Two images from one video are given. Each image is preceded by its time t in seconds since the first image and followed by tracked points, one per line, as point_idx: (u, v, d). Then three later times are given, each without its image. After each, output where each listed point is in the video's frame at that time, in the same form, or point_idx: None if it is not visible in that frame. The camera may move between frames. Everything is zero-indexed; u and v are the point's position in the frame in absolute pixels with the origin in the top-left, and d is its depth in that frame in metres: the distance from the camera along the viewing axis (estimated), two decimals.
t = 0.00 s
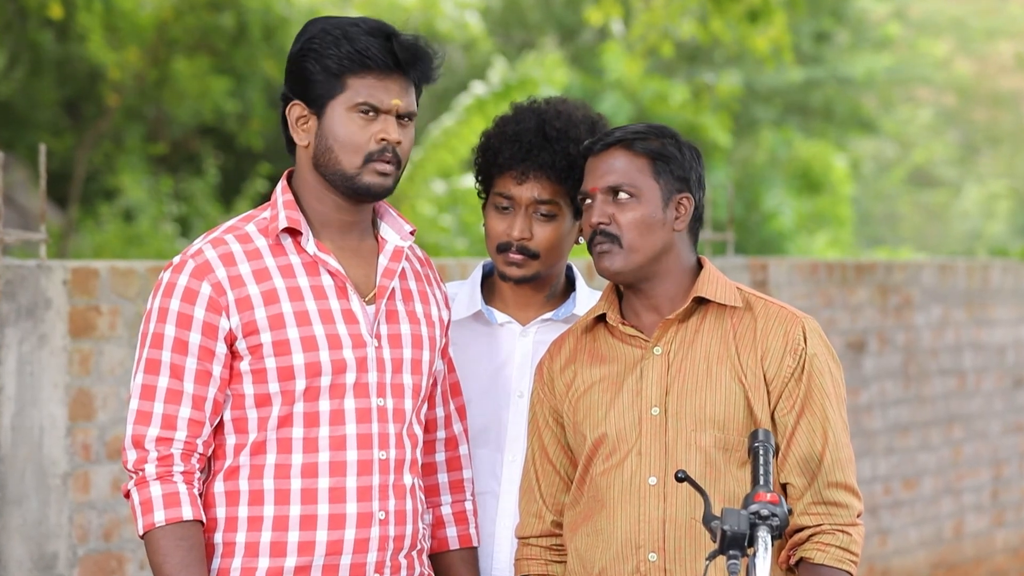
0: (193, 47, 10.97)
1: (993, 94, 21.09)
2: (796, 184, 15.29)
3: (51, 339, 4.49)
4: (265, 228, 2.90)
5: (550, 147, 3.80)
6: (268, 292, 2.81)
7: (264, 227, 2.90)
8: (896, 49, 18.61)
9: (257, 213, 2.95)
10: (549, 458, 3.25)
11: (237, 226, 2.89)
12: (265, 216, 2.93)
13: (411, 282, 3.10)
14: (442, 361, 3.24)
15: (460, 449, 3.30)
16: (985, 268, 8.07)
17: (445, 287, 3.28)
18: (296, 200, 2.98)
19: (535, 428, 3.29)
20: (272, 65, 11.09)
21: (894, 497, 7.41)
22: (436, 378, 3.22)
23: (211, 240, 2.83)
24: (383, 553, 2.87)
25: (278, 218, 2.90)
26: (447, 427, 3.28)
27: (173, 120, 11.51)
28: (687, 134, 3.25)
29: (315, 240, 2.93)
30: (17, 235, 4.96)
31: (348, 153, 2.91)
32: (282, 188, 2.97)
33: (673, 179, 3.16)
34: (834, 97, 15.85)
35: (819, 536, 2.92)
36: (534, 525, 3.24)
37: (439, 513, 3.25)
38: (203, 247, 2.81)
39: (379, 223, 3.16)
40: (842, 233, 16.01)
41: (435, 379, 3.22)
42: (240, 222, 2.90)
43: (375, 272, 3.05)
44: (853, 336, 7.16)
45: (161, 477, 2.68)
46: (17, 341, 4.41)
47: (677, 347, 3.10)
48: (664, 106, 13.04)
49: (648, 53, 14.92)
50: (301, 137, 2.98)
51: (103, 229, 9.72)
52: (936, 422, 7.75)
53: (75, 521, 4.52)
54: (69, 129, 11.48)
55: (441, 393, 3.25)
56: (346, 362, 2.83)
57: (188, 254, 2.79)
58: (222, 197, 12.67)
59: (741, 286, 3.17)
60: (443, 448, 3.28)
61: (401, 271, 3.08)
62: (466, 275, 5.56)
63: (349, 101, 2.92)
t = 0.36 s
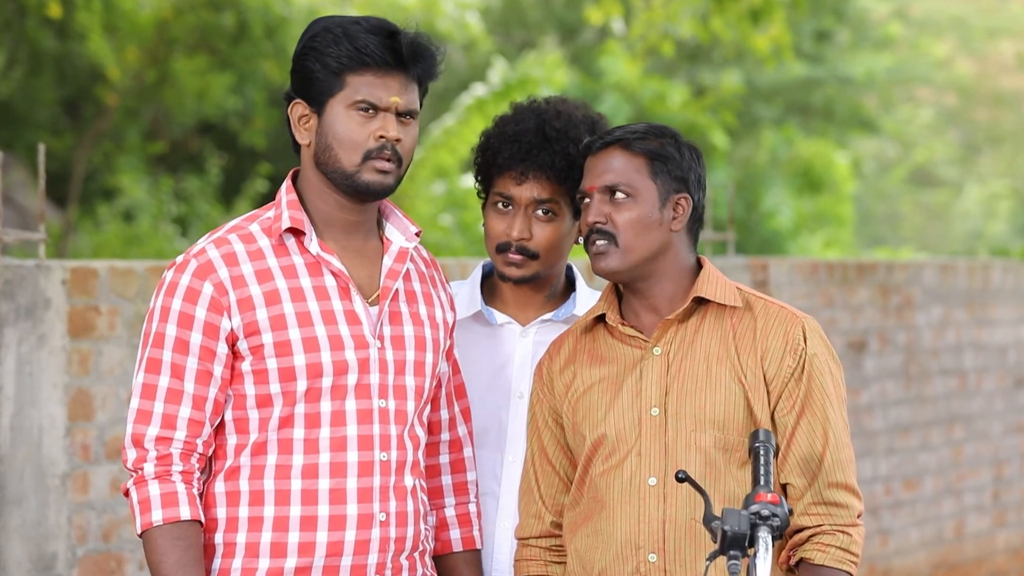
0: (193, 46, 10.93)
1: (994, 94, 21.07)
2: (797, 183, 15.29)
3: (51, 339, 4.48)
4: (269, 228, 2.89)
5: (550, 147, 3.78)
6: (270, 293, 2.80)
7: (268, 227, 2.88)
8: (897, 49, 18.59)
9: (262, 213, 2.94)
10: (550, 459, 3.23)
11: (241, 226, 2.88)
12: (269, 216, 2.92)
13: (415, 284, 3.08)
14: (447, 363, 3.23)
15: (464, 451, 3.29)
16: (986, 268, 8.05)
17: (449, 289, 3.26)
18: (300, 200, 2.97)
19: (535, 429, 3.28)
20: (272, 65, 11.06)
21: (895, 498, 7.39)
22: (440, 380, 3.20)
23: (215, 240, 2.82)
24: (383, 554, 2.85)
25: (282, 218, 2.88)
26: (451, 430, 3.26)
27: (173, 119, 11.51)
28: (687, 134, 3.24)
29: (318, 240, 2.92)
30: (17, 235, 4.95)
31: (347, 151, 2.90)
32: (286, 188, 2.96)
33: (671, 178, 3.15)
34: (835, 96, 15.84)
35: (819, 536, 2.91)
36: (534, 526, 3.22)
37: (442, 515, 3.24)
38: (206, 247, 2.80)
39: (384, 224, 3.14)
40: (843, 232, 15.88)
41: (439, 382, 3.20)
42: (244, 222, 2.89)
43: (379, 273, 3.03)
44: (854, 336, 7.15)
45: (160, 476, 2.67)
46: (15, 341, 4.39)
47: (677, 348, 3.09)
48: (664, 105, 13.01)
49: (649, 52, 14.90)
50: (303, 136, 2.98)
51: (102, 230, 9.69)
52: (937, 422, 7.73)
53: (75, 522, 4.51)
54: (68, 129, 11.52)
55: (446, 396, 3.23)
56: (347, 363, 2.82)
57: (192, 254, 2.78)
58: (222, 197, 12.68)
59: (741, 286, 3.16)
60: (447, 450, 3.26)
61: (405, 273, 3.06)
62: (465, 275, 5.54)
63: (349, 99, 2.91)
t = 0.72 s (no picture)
0: (192, 44, 10.79)
1: (996, 93, 21.08)
2: (799, 182, 15.24)
3: (50, 339, 4.46)
4: (272, 227, 2.87)
5: (550, 146, 3.77)
6: (273, 291, 2.78)
7: (271, 225, 2.87)
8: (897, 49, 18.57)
9: (265, 211, 2.93)
10: (549, 460, 3.22)
11: (244, 224, 2.86)
12: (272, 214, 2.90)
13: (418, 284, 3.06)
14: (448, 365, 3.21)
15: (466, 454, 3.27)
16: (988, 268, 8.04)
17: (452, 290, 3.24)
18: (303, 198, 2.95)
19: (534, 430, 3.26)
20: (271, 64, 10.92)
21: (896, 498, 7.38)
22: (441, 382, 3.18)
23: (218, 238, 2.80)
24: (384, 555, 2.84)
25: (285, 217, 2.87)
26: (453, 432, 3.25)
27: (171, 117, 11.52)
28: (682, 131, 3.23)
29: (322, 239, 2.91)
30: (16, 234, 4.93)
31: (354, 150, 2.88)
32: (289, 187, 2.94)
33: (670, 176, 3.14)
34: (835, 95, 15.85)
35: (817, 536, 2.89)
36: (533, 527, 3.21)
37: (443, 518, 3.23)
38: (209, 245, 2.78)
39: (388, 224, 3.13)
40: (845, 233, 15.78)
41: (441, 384, 3.18)
42: (247, 221, 2.88)
43: (381, 273, 3.01)
44: (855, 336, 7.14)
45: (161, 474, 2.65)
46: (15, 341, 4.38)
47: (676, 348, 3.07)
48: (663, 105, 12.99)
49: (648, 51, 14.88)
50: (309, 135, 2.96)
51: (101, 229, 9.65)
52: (938, 422, 7.72)
53: (74, 523, 4.49)
54: (67, 128, 11.58)
55: (448, 398, 3.22)
56: (349, 362, 2.80)
57: (194, 252, 2.77)
58: (221, 197, 12.67)
59: (740, 286, 3.14)
60: (448, 453, 3.24)
61: (408, 273, 3.04)
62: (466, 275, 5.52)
63: (357, 98, 2.90)
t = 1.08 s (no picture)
0: (191, 43, 10.79)
1: (997, 93, 21.09)
2: (801, 182, 15.22)
3: (48, 338, 4.45)
4: (273, 225, 2.86)
5: (548, 144, 3.76)
6: (275, 289, 2.77)
7: (272, 224, 2.86)
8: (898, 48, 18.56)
9: (265, 210, 2.91)
10: (547, 460, 3.21)
11: (244, 222, 2.85)
12: (272, 212, 2.89)
13: (417, 282, 3.05)
14: (448, 363, 3.20)
15: (466, 452, 3.26)
16: (988, 268, 8.03)
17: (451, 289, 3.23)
18: (303, 197, 2.94)
19: (533, 430, 3.25)
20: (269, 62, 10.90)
21: (897, 498, 7.37)
22: (441, 380, 3.17)
23: (218, 236, 2.79)
24: (387, 554, 2.83)
25: (286, 215, 2.86)
26: (452, 430, 3.23)
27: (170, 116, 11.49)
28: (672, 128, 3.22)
29: (323, 238, 2.90)
30: (14, 234, 4.92)
31: (354, 150, 2.87)
32: (288, 186, 2.93)
33: (664, 174, 3.13)
34: (836, 95, 15.86)
35: (817, 535, 2.88)
36: (532, 528, 3.19)
37: (444, 516, 3.21)
38: (210, 243, 2.77)
39: (386, 222, 3.12)
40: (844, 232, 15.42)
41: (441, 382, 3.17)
42: (248, 218, 2.86)
43: (381, 271, 3.00)
44: (856, 336, 7.12)
45: (164, 474, 2.64)
46: (14, 341, 4.37)
47: (675, 347, 3.06)
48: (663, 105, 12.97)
49: (648, 51, 14.85)
50: (308, 134, 2.94)
51: (101, 229, 9.62)
52: (938, 423, 7.71)
53: (73, 523, 4.47)
54: (66, 127, 11.56)
55: (447, 396, 3.20)
56: (351, 360, 2.79)
57: (195, 250, 2.75)
58: (220, 196, 12.66)
59: (738, 286, 3.13)
60: (448, 451, 3.23)
61: (408, 271, 3.03)
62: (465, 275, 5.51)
63: (357, 97, 2.88)
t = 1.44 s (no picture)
0: (190, 43, 10.78)
1: (997, 92, 21.05)
2: (803, 181, 15.19)
3: (47, 339, 4.44)
4: (269, 224, 2.84)
5: (548, 142, 3.74)
6: (275, 289, 2.76)
7: (269, 223, 2.84)
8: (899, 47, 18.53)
9: (260, 210, 2.89)
10: (547, 460, 3.19)
11: (240, 222, 2.83)
12: (268, 212, 2.87)
13: (414, 279, 3.04)
14: (444, 359, 3.18)
15: (462, 448, 3.24)
16: (989, 267, 8.01)
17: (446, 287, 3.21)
18: (300, 196, 2.92)
19: (533, 430, 3.24)
20: (268, 62, 11.00)
21: (898, 498, 7.36)
22: (439, 377, 3.15)
23: (215, 236, 2.77)
24: (390, 554, 2.82)
25: (283, 213, 2.84)
26: (449, 426, 3.22)
27: (170, 116, 11.47)
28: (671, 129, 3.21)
29: (321, 237, 2.88)
30: (13, 233, 4.90)
31: (373, 155, 2.85)
32: (285, 183, 2.91)
33: (664, 174, 3.12)
34: (837, 94, 15.85)
35: (818, 536, 2.86)
36: (533, 528, 3.18)
37: (441, 513, 3.20)
38: (207, 244, 2.74)
39: (381, 221, 3.10)
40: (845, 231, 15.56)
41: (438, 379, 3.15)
42: (243, 219, 2.84)
43: (378, 269, 2.99)
44: (857, 336, 7.11)
45: (165, 477, 2.62)
46: (13, 341, 4.36)
47: (675, 348, 3.04)
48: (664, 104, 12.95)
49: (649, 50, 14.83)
50: (318, 138, 2.88)
51: (100, 229, 9.60)
52: (940, 423, 7.69)
53: (71, 523, 4.46)
54: (65, 126, 11.53)
55: (443, 393, 3.18)
56: (352, 358, 2.78)
57: (193, 251, 2.73)
58: (219, 196, 12.65)
59: (738, 286, 3.11)
60: (445, 447, 3.21)
61: (404, 269, 3.02)
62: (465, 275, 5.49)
63: (375, 104, 2.86)
